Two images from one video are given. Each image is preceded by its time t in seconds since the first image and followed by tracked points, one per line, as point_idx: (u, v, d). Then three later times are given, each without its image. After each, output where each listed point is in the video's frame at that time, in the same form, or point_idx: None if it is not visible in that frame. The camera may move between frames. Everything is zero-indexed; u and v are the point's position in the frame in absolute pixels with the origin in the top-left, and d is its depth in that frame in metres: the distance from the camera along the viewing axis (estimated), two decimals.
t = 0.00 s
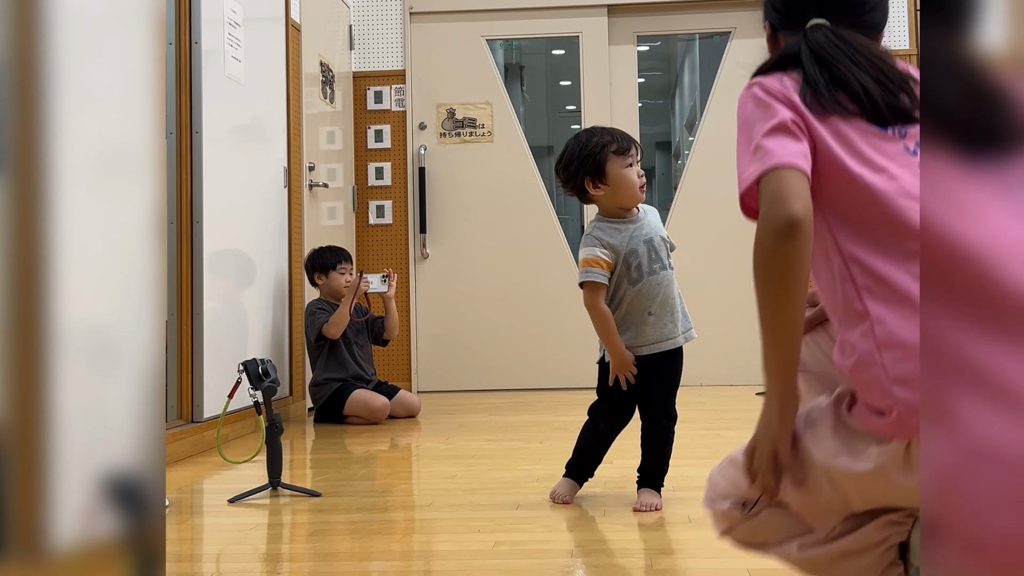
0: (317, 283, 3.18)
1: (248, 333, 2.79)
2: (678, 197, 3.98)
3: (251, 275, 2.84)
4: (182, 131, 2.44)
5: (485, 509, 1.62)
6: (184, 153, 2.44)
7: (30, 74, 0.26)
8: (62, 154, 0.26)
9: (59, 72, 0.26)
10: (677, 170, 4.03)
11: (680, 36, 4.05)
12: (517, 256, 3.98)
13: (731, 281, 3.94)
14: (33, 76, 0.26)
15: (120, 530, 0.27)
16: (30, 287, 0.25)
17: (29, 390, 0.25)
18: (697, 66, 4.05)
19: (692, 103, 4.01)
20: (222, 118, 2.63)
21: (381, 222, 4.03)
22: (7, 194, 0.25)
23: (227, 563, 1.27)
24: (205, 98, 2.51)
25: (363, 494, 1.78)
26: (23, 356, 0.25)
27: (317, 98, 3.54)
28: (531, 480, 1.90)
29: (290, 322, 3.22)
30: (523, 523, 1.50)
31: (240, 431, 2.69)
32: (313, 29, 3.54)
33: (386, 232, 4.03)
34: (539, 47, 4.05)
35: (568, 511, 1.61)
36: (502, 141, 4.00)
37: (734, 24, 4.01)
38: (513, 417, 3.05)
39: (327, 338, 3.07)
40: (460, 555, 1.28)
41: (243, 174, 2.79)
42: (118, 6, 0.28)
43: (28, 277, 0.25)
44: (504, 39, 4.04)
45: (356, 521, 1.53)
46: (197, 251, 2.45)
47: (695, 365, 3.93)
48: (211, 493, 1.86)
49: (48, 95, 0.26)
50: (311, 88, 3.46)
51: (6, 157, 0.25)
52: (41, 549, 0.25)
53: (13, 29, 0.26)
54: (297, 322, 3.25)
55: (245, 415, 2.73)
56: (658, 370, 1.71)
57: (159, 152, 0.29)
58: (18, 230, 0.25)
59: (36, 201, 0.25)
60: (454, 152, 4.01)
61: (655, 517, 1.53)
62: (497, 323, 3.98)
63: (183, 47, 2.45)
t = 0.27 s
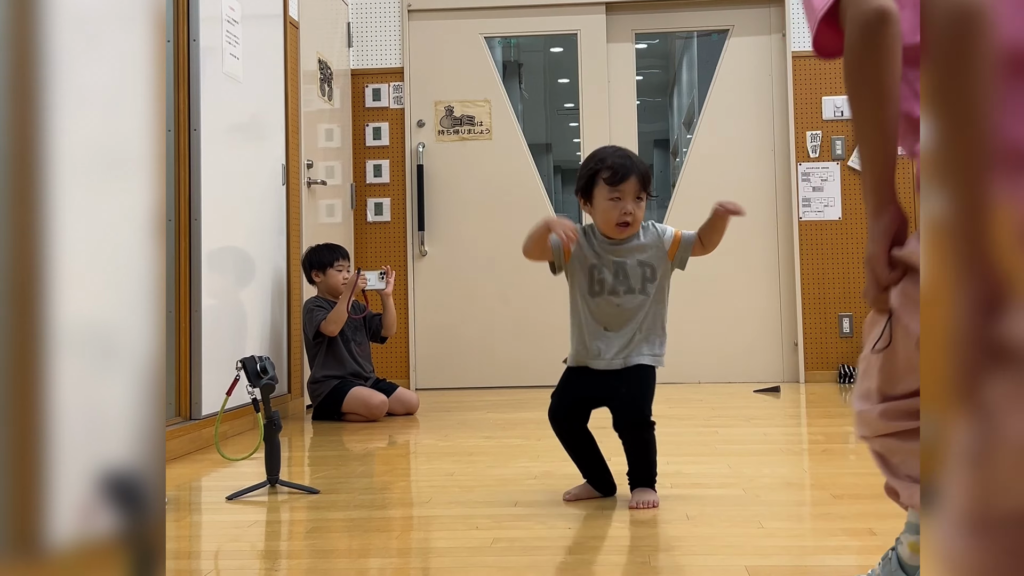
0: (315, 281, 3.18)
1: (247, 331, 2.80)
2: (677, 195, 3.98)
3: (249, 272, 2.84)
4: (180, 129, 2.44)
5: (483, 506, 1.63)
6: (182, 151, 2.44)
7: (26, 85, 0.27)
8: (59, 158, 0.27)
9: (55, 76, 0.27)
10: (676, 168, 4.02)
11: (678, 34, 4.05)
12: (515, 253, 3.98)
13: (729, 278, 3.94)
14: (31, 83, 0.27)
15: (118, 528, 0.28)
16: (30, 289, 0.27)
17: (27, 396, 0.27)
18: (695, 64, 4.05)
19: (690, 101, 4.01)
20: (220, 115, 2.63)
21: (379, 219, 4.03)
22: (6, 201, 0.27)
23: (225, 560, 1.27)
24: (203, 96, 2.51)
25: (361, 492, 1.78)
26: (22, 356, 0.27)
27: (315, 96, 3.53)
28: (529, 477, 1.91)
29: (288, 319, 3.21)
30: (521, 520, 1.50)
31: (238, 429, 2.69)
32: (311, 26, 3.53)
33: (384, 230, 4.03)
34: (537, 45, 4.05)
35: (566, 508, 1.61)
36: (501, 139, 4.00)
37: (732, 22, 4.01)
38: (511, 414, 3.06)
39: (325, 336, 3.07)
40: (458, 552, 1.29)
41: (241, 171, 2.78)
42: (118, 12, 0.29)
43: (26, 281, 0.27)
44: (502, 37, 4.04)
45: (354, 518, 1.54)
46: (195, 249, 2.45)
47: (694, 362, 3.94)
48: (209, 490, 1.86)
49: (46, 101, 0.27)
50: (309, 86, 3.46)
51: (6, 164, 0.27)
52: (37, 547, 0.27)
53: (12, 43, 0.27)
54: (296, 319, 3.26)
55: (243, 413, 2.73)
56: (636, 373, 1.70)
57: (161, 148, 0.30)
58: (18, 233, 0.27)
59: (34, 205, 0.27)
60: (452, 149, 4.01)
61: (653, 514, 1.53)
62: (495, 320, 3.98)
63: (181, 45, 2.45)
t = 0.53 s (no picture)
0: (313, 279, 3.17)
1: (246, 328, 2.80)
2: (676, 193, 3.97)
3: (248, 270, 2.84)
4: (179, 127, 2.44)
5: (481, 503, 1.63)
6: (180, 148, 2.44)
7: (25, 84, 0.28)
8: (58, 158, 0.28)
9: (56, 82, 0.28)
10: (675, 166, 4.02)
11: (677, 32, 4.06)
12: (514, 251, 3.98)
13: (727, 276, 3.94)
14: (31, 84, 0.28)
15: (116, 525, 0.30)
16: (29, 284, 0.28)
17: (25, 392, 0.28)
18: (694, 61, 4.05)
19: (689, 99, 4.02)
20: (219, 113, 2.63)
21: (378, 217, 4.03)
22: (5, 195, 0.27)
23: (224, 557, 1.27)
24: (202, 93, 2.50)
25: (359, 489, 1.78)
26: (20, 350, 0.27)
27: (314, 94, 3.53)
28: (527, 475, 1.91)
29: (287, 316, 3.21)
30: (519, 517, 1.51)
31: (237, 426, 2.69)
32: (310, 23, 3.53)
33: (383, 227, 4.02)
34: (536, 42, 4.04)
35: (563, 505, 1.61)
36: (500, 136, 4.00)
37: (731, 20, 4.02)
38: (509, 412, 3.06)
39: (323, 334, 3.06)
40: (456, 549, 1.29)
41: (239, 168, 2.78)
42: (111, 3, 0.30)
43: (23, 275, 0.28)
44: (501, 34, 4.04)
45: (353, 515, 1.54)
46: (193, 247, 2.45)
47: (693, 359, 3.94)
48: (208, 488, 1.86)
49: (44, 99, 0.28)
50: (308, 83, 3.46)
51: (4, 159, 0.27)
52: (35, 546, 0.28)
53: (11, 46, 0.28)
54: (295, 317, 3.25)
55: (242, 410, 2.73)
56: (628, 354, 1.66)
57: (160, 146, 0.31)
58: (15, 230, 0.27)
59: (31, 202, 0.28)
60: (450, 147, 4.01)
61: (651, 511, 1.54)
62: (494, 318, 3.98)
63: (180, 43, 2.45)
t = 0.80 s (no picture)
0: (312, 277, 3.17)
1: (245, 326, 2.80)
2: (675, 191, 3.97)
3: (248, 268, 2.84)
4: (179, 125, 2.43)
5: (481, 501, 1.63)
6: (180, 147, 2.43)
7: (26, 83, 0.28)
8: (57, 155, 0.28)
9: (55, 81, 0.28)
10: (674, 164, 4.02)
11: (676, 30, 4.06)
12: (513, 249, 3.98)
13: (726, 275, 3.94)
14: (32, 83, 0.28)
15: (116, 523, 0.30)
16: (26, 280, 0.28)
17: (25, 389, 0.28)
18: (693, 59, 4.05)
19: (688, 97, 4.02)
20: (218, 111, 2.62)
21: (377, 215, 4.02)
22: (7, 192, 0.28)
23: (224, 555, 1.28)
24: (201, 92, 2.50)
25: (359, 487, 1.79)
26: (19, 350, 0.28)
27: (314, 92, 3.53)
28: (527, 473, 1.91)
29: (286, 313, 3.21)
30: (519, 515, 1.51)
31: (236, 424, 2.70)
32: (309, 22, 3.52)
33: (382, 226, 4.02)
34: (536, 40, 4.04)
35: (563, 502, 1.62)
36: (500, 134, 4.00)
37: (730, 18, 4.01)
38: (509, 410, 3.06)
39: (322, 332, 3.06)
40: (456, 547, 1.30)
41: (239, 167, 2.78)
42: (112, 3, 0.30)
43: (24, 270, 0.28)
44: (500, 32, 4.04)
45: (352, 513, 1.54)
46: (192, 245, 2.45)
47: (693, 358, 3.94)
48: (208, 486, 1.86)
49: (43, 96, 0.28)
50: (308, 82, 3.46)
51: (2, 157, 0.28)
52: (36, 545, 0.28)
53: (12, 44, 0.28)
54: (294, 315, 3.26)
55: (242, 408, 2.73)
56: (634, 379, 1.66)
57: (161, 146, 0.31)
58: (16, 227, 0.28)
59: (31, 199, 0.28)
60: (450, 145, 4.01)
61: (651, 509, 1.54)
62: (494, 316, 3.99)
63: (180, 41, 2.44)
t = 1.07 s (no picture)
0: (311, 276, 3.17)
1: (245, 325, 2.79)
2: (674, 189, 3.97)
3: (248, 267, 2.84)
4: (178, 123, 2.43)
5: (480, 499, 1.63)
6: (179, 145, 2.43)
7: (25, 80, 0.28)
8: (56, 154, 0.28)
9: (55, 80, 0.28)
10: (673, 162, 4.02)
11: (676, 29, 4.06)
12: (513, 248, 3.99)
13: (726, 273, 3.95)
14: (31, 83, 0.28)
15: (114, 523, 0.30)
16: (25, 279, 0.28)
17: (24, 388, 0.28)
18: (692, 58, 4.05)
19: (688, 95, 4.01)
20: (218, 109, 2.63)
21: (377, 213, 4.02)
22: (6, 190, 0.28)
23: (224, 553, 1.28)
24: (200, 90, 2.50)
25: (358, 486, 1.79)
26: (17, 348, 0.28)
27: (313, 90, 3.52)
28: (527, 471, 1.91)
29: (286, 312, 3.21)
30: (519, 513, 1.51)
31: (236, 422, 2.70)
32: (309, 20, 3.52)
33: (382, 225, 4.02)
34: (535, 39, 4.03)
35: (562, 500, 1.62)
36: (499, 133, 4.00)
37: (730, 16, 4.01)
38: (508, 408, 3.06)
39: (322, 331, 3.06)
40: (455, 545, 1.30)
41: (239, 166, 2.78)
42: None
43: (22, 269, 0.28)
44: (500, 30, 4.03)
45: (351, 512, 1.54)
46: (192, 244, 2.45)
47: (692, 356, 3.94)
48: (207, 484, 1.86)
49: (42, 96, 0.28)
50: (307, 80, 3.46)
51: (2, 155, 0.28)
52: (35, 545, 0.28)
53: (11, 43, 0.28)
54: (294, 313, 3.26)
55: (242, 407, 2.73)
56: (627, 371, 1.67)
57: (160, 144, 0.31)
58: (15, 226, 0.28)
59: (29, 197, 0.28)
60: (449, 143, 4.01)
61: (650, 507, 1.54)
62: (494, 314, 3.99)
63: (179, 39, 2.44)
